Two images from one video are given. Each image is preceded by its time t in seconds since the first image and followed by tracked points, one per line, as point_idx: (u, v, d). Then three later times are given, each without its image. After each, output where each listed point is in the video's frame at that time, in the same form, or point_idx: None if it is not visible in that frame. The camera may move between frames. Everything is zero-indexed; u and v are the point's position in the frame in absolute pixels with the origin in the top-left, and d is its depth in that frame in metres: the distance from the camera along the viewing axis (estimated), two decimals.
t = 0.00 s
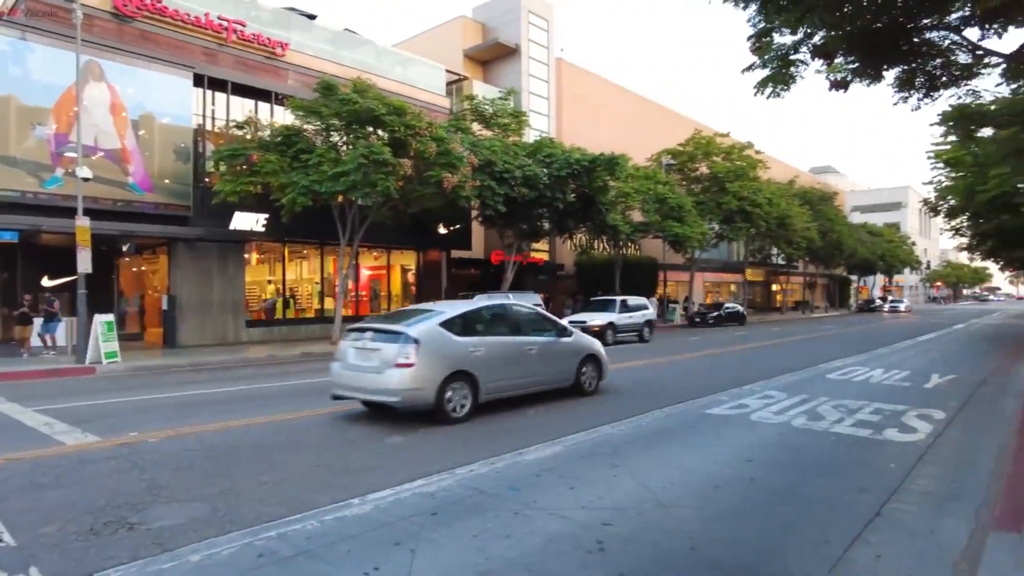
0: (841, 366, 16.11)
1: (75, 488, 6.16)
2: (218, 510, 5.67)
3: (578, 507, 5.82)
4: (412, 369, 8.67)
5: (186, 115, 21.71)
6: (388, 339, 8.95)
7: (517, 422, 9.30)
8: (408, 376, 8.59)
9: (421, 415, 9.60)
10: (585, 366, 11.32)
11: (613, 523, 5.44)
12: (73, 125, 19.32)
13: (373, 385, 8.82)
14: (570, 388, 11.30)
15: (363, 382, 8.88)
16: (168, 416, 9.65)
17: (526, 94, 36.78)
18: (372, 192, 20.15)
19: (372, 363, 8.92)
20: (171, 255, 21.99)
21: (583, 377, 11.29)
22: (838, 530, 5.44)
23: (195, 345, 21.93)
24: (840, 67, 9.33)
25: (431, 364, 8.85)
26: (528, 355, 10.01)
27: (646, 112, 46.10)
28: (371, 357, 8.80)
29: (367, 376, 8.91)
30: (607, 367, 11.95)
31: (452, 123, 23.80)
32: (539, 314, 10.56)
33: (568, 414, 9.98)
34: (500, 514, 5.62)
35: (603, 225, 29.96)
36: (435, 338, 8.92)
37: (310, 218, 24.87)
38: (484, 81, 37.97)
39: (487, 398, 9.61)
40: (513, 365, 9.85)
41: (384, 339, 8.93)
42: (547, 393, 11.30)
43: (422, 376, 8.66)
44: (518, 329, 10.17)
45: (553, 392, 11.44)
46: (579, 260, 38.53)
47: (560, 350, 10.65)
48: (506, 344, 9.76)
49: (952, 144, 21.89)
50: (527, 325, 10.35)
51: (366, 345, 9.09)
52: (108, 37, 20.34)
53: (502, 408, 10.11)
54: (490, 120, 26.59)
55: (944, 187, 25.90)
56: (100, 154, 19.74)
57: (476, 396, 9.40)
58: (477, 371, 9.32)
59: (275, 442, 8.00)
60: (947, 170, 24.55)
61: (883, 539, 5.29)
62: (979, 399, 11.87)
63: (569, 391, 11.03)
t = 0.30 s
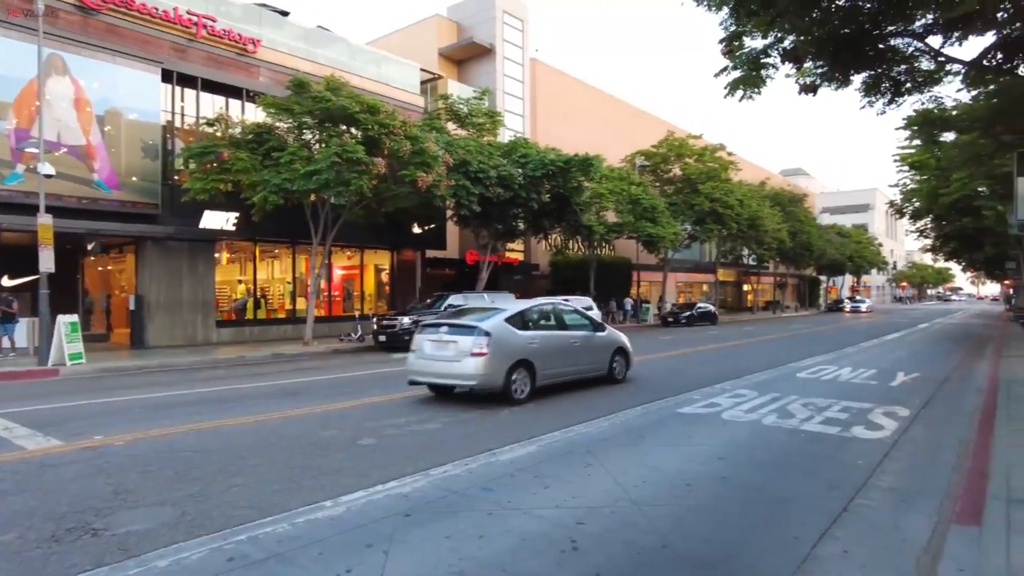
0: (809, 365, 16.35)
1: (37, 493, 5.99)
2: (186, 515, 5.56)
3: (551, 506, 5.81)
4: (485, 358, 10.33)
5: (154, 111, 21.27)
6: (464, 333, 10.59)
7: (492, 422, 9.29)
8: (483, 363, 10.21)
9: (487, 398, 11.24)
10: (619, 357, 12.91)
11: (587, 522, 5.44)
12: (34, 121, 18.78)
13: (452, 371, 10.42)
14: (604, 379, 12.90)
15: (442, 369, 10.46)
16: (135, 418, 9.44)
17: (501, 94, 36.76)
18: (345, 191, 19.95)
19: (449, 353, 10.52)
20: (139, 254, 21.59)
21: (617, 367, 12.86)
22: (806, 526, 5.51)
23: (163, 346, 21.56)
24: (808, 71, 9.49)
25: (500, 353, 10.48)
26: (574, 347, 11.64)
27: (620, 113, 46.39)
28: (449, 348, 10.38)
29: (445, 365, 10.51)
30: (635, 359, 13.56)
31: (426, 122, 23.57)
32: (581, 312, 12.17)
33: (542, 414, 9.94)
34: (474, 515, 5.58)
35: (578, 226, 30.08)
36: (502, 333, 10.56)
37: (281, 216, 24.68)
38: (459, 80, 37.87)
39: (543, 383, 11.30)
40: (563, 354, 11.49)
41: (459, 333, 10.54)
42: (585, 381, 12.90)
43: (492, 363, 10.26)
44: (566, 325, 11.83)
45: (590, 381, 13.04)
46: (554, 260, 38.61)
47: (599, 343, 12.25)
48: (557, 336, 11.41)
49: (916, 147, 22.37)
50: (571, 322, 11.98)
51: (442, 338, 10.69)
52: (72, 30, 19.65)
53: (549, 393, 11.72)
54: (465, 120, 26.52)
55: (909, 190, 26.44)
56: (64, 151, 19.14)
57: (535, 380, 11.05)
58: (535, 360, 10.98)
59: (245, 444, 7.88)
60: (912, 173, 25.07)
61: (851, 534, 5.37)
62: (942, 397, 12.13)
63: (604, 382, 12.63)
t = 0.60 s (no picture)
0: (782, 364, 16.54)
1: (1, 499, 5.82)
2: (156, 519, 5.44)
3: (528, 506, 5.79)
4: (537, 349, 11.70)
5: (123, 107, 20.82)
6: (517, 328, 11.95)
7: (469, 423, 9.26)
8: (535, 355, 11.56)
9: (532, 385, 12.61)
10: (643, 349, 14.31)
11: (564, 521, 5.42)
12: None
13: (507, 361, 11.78)
14: (627, 371, 14.22)
15: (497, 359, 11.81)
16: (104, 421, 9.24)
17: (478, 93, 36.69)
18: (321, 190, 19.75)
19: (503, 345, 11.86)
20: (108, 253, 21.16)
21: (640, 359, 14.26)
22: (779, 524, 5.55)
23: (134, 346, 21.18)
24: (781, 74, 9.61)
25: (548, 345, 11.83)
26: (606, 341, 12.98)
27: (597, 114, 46.60)
28: (505, 340, 11.72)
29: (500, 355, 11.86)
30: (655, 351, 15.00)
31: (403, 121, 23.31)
32: (610, 310, 13.53)
33: (520, 413, 9.93)
34: (451, 515, 5.55)
35: (555, 226, 30.15)
36: (550, 328, 11.90)
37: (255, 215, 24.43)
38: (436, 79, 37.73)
39: (580, 372, 12.66)
40: (597, 348, 12.84)
41: (512, 328, 11.88)
42: (610, 373, 14.23)
43: (542, 353, 11.62)
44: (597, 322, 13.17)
45: (615, 372, 14.42)
46: (531, 260, 38.64)
47: (626, 337, 13.59)
48: (592, 331, 12.75)
49: (886, 150, 22.76)
50: (603, 317, 13.35)
51: (497, 332, 12.01)
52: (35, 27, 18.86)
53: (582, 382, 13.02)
54: (442, 119, 26.42)
55: (879, 192, 26.87)
56: (29, 146, 18.57)
57: (575, 370, 12.43)
58: (576, 351, 12.34)
59: (217, 447, 7.74)
60: (881, 176, 25.49)
61: (823, 531, 5.42)
62: (911, 395, 12.35)
63: (628, 374, 13.95)
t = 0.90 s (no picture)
0: (762, 363, 16.68)
1: None
2: (133, 522, 5.34)
3: (510, 506, 5.76)
4: (575, 343, 13.19)
5: (98, 104, 20.45)
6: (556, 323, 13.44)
7: (450, 423, 9.24)
8: (574, 347, 13.06)
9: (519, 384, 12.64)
10: (661, 345, 15.85)
11: (545, 521, 5.40)
12: None
13: (548, 353, 13.25)
14: (645, 363, 15.72)
15: (539, 351, 13.28)
16: (79, 423, 9.07)
17: (460, 93, 36.62)
18: (301, 189, 19.57)
19: (545, 339, 13.33)
20: (83, 252, 20.79)
21: (658, 353, 15.79)
22: (758, 521, 5.57)
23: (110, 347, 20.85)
24: (762, 75, 9.65)
25: (585, 340, 13.30)
26: (631, 336, 14.47)
27: (579, 115, 46.73)
28: (547, 335, 13.18)
29: (542, 348, 13.32)
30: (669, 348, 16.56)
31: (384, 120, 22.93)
32: (632, 309, 15.02)
33: (502, 413, 9.91)
34: (432, 516, 5.50)
35: (537, 226, 30.18)
36: (585, 324, 13.39)
37: (235, 214, 24.17)
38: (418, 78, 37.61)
39: (610, 363, 14.19)
40: (623, 342, 14.35)
41: (552, 323, 13.35)
42: (630, 365, 15.71)
43: (580, 346, 13.10)
44: (622, 319, 14.67)
45: (635, 365, 15.92)
46: (514, 260, 38.65)
47: (647, 333, 15.12)
48: (619, 327, 14.25)
49: (863, 153, 23.06)
50: (627, 316, 14.84)
51: (539, 328, 13.45)
52: (10, 20, 18.66)
53: (609, 373, 14.48)
54: (424, 118, 26.32)
55: (856, 194, 27.22)
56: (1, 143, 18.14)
57: (606, 361, 13.95)
58: (606, 344, 13.87)
59: (195, 448, 7.63)
60: (858, 178, 25.82)
61: (802, 528, 5.46)
62: (887, 393, 12.50)
63: (647, 366, 15.45)
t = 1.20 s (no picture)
0: (747, 363, 16.76)
1: None
2: (115, 525, 5.28)
3: (496, 507, 5.76)
4: (607, 338, 14.56)
5: (80, 101, 20.20)
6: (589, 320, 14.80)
7: (437, 423, 9.22)
8: (606, 342, 14.40)
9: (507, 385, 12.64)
10: (676, 340, 17.31)
11: (531, 521, 5.40)
12: None
13: (582, 347, 14.57)
14: (663, 358, 17.15)
15: (574, 345, 14.59)
16: (60, 425, 8.94)
17: (447, 92, 36.55)
18: (286, 188, 19.44)
19: (579, 334, 14.65)
20: (65, 251, 20.51)
21: (673, 348, 17.22)
22: (743, 520, 5.60)
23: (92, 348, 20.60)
24: (747, 77, 9.69)
25: (614, 335, 14.64)
26: (652, 333, 15.88)
27: (566, 115, 46.83)
28: (582, 331, 14.51)
29: (577, 343, 14.64)
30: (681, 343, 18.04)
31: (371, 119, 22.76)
32: (652, 308, 16.42)
33: (489, 414, 9.92)
34: (418, 517, 5.48)
35: (524, 226, 30.21)
36: (614, 321, 14.75)
37: (219, 213, 23.98)
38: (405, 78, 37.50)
39: (634, 357, 15.57)
40: (645, 337, 15.79)
41: (585, 321, 14.68)
42: (648, 359, 17.12)
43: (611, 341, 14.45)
44: (643, 317, 16.09)
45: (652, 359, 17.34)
46: (501, 260, 38.65)
47: (665, 330, 16.55)
48: (641, 325, 15.65)
49: (846, 154, 23.28)
50: (648, 314, 16.24)
51: (573, 325, 14.77)
52: None
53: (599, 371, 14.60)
54: (410, 117, 26.25)
55: (840, 195, 27.47)
56: None
57: (632, 354, 15.36)
58: (632, 340, 15.25)
59: (179, 450, 7.56)
60: (842, 179, 26.05)
61: (786, 526, 5.50)
62: (870, 393, 12.62)
63: (663, 360, 16.92)
